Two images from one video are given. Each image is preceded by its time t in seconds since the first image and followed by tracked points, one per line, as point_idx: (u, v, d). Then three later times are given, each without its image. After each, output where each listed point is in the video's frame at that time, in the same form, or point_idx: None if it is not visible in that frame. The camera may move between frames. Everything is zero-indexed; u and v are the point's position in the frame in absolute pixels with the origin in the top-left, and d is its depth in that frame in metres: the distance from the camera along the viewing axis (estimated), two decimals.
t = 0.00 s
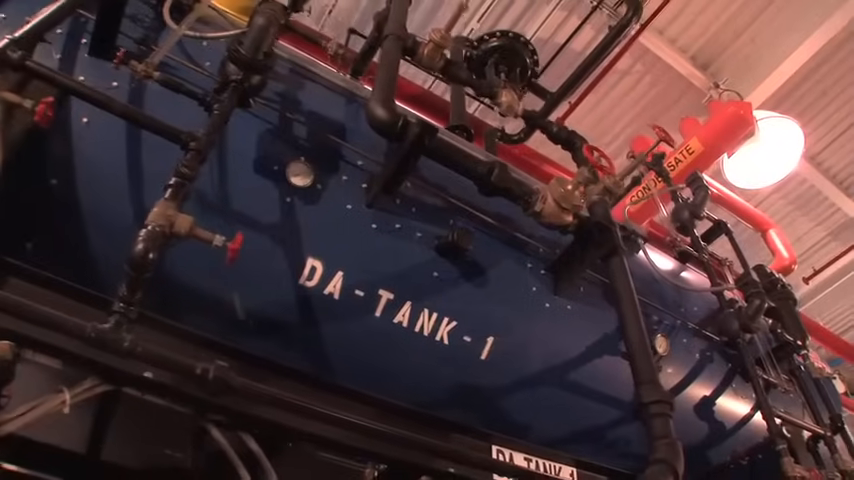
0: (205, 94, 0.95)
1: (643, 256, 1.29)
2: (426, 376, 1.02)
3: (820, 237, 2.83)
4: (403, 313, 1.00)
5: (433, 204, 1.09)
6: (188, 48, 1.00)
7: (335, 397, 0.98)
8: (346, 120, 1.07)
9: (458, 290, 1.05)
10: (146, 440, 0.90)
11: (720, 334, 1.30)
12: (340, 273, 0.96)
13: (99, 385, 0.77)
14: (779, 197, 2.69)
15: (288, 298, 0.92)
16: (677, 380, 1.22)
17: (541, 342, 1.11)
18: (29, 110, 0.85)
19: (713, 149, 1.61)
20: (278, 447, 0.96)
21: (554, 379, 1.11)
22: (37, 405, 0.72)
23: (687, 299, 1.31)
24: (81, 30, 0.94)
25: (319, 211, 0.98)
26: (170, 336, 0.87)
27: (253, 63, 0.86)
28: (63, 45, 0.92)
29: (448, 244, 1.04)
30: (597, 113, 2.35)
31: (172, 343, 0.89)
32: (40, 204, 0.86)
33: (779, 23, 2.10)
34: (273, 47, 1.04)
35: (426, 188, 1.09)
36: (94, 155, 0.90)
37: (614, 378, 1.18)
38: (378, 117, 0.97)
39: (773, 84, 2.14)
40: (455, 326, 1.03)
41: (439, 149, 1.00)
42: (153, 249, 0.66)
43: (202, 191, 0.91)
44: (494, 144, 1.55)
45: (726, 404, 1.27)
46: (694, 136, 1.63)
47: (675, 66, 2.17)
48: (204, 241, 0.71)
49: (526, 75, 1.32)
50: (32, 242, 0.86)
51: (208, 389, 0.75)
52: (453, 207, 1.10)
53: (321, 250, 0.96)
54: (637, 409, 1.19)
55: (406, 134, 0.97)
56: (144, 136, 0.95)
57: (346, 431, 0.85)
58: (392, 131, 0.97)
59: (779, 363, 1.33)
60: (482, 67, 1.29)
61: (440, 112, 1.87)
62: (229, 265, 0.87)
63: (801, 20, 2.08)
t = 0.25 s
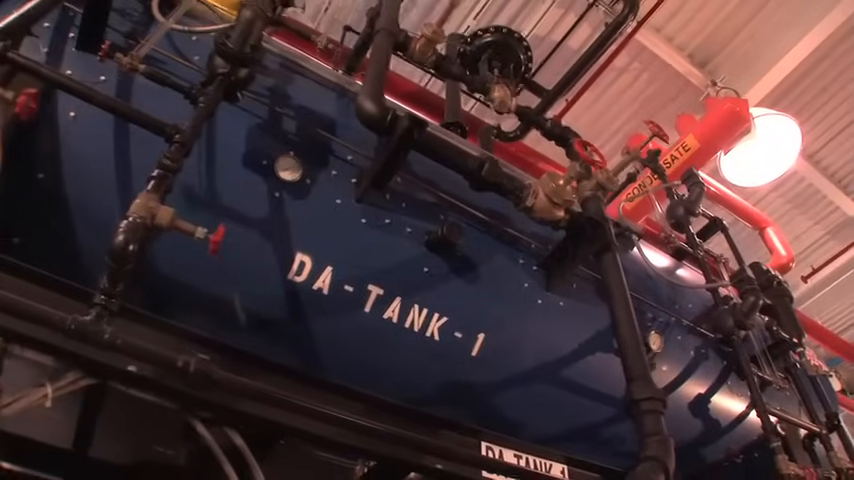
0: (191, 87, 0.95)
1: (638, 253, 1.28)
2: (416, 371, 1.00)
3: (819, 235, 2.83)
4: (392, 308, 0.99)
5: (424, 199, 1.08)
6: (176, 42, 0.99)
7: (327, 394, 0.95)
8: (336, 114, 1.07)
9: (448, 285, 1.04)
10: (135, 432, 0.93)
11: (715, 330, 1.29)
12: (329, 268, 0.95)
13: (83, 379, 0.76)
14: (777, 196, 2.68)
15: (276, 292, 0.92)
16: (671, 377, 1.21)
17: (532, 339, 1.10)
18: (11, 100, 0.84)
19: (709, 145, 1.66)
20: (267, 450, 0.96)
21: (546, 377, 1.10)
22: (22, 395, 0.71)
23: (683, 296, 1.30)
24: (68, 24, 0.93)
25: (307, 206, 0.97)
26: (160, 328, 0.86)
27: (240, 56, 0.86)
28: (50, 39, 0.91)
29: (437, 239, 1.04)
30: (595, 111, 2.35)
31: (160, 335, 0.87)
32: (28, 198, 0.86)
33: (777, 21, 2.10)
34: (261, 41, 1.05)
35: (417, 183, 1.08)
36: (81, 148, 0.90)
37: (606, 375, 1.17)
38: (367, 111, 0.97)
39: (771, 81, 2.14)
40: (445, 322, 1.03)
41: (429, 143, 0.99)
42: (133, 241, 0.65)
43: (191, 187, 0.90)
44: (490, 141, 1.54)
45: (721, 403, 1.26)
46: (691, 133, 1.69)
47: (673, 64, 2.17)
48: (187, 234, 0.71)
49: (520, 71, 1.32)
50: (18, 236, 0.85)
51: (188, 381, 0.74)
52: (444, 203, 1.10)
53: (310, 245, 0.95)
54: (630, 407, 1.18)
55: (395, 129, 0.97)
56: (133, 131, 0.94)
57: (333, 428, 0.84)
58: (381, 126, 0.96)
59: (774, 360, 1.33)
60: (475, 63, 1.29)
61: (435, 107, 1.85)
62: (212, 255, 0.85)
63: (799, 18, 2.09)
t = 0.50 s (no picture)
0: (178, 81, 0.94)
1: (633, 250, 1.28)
2: (407, 367, 1.00)
3: (817, 234, 2.83)
4: (382, 304, 0.98)
5: (415, 194, 1.08)
6: (165, 37, 0.99)
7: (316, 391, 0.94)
8: (326, 109, 1.06)
9: (439, 281, 1.04)
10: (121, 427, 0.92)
11: (709, 327, 1.28)
12: (319, 263, 0.95)
13: (65, 374, 0.77)
14: (776, 194, 2.68)
15: (265, 288, 0.91)
16: (666, 374, 1.20)
17: (525, 336, 1.09)
18: None
19: (705, 142, 1.70)
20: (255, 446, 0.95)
21: (538, 374, 1.09)
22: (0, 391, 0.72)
23: (679, 293, 1.29)
24: (56, 18, 0.92)
25: (296, 200, 0.96)
26: (145, 321, 0.84)
27: (228, 50, 0.85)
28: (38, 33, 0.91)
29: (428, 234, 1.03)
30: (591, 109, 2.34)
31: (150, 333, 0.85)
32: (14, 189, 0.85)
33: (775, 18, 2.10)
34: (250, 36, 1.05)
35: (408, 177, 1.08)
36: (68, 140, 0.89)
37: (599, 372, 1.16)
38: (357, 106, 0.96)
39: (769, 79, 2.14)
40: (436, 318, 1.02)
41: (420, 137, 0.99)
42: (115, 232, 0.65)
43: (180, 181, 0.90)
44: (487, 139, 1.53)
45: (716, 401, 1.25)
46: (687, 130, 1.73)
47: (669, 61, 2.18)
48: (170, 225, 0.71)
49: (514, 67, 1.31)
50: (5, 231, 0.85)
51: (172, 375, 0.73)
52: (435, 198, 1.09)
53: (299, 240, 0.95)
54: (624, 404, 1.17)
55: (385, 123, 0.97)
56: (120, 124, 0.94)
57: (322, 424, 0.83)
58: (371, 121, 0.96)
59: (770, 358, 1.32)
60: (468, 59, 1.28)
61: (429, 104, 1.84)
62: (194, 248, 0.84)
63: (796, 16, 2.09)
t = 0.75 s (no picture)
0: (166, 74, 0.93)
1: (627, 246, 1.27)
2: (398, 363, 0.99)
3: (816, 233, 2.82)
4: (372, 300, 0.97)
5: (406, 189, 1.07)
6: (154, 31, 0.98)
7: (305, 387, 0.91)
8: (317, 104, 1.06)
9: (430, 277, 1.03)
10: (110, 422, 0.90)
11: (704, 324, 1.28)
12: (308, 259, 0.94)
13: (48, 367, 0.74)
14: (775, 193, 2.67)
15: (254, 283, 0.90)
16: (661, 371, 1.19)
17: (517, 332, 1.09)
18: None
19: (701, 138, 1.72)
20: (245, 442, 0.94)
21: (530, 371, 1.09)
22: None
23: (674, 291, 1.28)
24: (44, 12, 0.92)
25: (285, 195, 0.96)
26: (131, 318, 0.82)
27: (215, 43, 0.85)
28: (26, 27, 0.90)
29: (418, 230, 1.02)
30: (589, 107, 2.34)
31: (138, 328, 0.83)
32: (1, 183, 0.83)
33: (773, 16, 2.09)
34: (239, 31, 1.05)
35: (399, 172, 1.07)
36: (55, 133, 0.88)
37: (592, 369, 1.15)
38: (347, 100, 0.96)
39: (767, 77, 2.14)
40: (427, 313, 1.01)
41: (411, 131, 0.99)
42: (96, 225, 0.66)
43: (169, 175, 0.89)
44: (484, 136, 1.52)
45: (711, 398, 1.24)
46: (683, 127, 1.75)
47: (666, 59, 2.17)
48: (153, 217, 0.72)
49: (507, 63, 1.31)
50: None
51: (154, 368, 0.72)
52: (426, 194, 1.09)
53: (288, 235, 0.94)
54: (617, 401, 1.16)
55: (375, 116, 0.96)
56: (109, 119, 0.93)
57: (307, 419, 0.82)
58: (361, 115, 0.96)
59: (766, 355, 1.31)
60: (462, 54, 1.28)
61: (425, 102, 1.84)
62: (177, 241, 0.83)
63: (794, 13, 2.08)
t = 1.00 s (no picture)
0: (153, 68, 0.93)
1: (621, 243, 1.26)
2: (388, 359, 0.98)
3: (814, 231, 2.82)
4: (362, 295, 0.97)
5: (397, 185, 1.07)
6: (143, 25, 0.98)
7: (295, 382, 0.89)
8: (308, 99, 1.06)
9: (421, 272, 1.03)
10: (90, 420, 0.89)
11: (699, 321, 1.27)
12: (297, 254, 0.93)
13: (32, 361, 0.73)
14: (774, 192, 2.66)
15: (243, 279, 0.89)
16: (656, 369, 1.18)
17: (509, 328, 1.08)
18: None
19: (698, 135, 1.73)
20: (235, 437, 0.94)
21: (522, 368, 1.08)
22: None
23: (669, 289, 1.28)
24: (32, 5, 0.91)
25: (274, 190, 0.95)
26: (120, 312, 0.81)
27: (203, 37, 0.84)
28: (13, 20, 0.89)
29: (409, 225, 1.02)
30: (587, 105, 2.34)
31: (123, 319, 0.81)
32: None
33: (771, 13, 2.09)
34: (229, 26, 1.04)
35: (391, 167, 1.07)
36: (43, 128, 0.87)
37: (585, 366, 1.15)
38: (336, 94, 0.96)
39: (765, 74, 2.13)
40: (418, 309, 1.01)
41: (401, 125, 0.98)
42: (77, 216, 0.66)
43: (158, 169, 0.88)
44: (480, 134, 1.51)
45: (706, 396, 1.23)
46: (679, 124, 1.75)
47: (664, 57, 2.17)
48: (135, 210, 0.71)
49: (502, 59, 1.30)
50: None
51: (136, 361, 0.72)
52: (418, 189, 1.08)
53: (277, 230, 0.93)
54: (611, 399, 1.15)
55: (365, 111, 0.96)
56: (97, 114, 0.91)
57: (294, 414, 0.81)
58: (350, 109, 0.96)
59: (762, 353, 1.30)
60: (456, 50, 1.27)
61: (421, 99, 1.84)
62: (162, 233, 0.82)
63: (792, 11, 2.08)
